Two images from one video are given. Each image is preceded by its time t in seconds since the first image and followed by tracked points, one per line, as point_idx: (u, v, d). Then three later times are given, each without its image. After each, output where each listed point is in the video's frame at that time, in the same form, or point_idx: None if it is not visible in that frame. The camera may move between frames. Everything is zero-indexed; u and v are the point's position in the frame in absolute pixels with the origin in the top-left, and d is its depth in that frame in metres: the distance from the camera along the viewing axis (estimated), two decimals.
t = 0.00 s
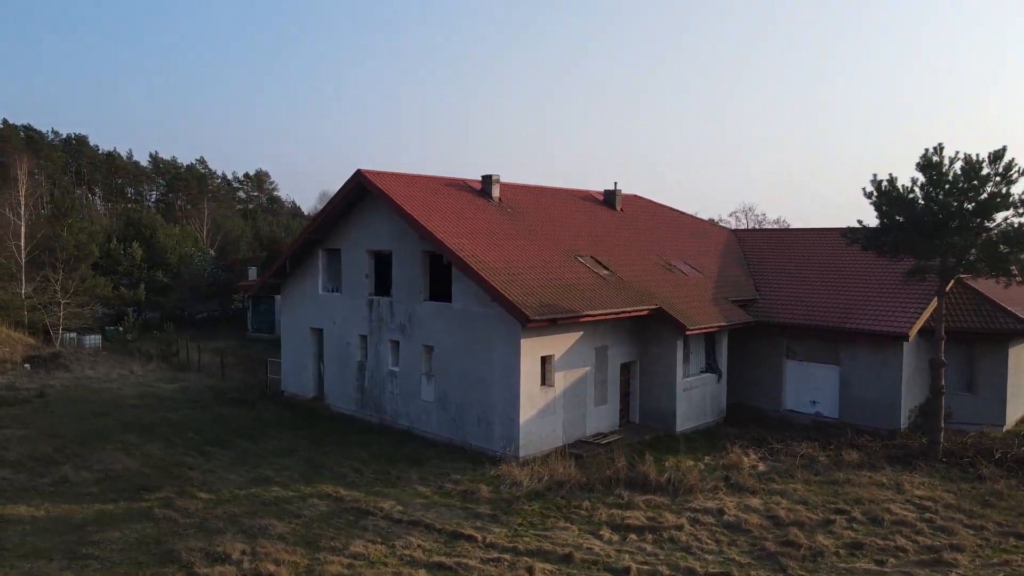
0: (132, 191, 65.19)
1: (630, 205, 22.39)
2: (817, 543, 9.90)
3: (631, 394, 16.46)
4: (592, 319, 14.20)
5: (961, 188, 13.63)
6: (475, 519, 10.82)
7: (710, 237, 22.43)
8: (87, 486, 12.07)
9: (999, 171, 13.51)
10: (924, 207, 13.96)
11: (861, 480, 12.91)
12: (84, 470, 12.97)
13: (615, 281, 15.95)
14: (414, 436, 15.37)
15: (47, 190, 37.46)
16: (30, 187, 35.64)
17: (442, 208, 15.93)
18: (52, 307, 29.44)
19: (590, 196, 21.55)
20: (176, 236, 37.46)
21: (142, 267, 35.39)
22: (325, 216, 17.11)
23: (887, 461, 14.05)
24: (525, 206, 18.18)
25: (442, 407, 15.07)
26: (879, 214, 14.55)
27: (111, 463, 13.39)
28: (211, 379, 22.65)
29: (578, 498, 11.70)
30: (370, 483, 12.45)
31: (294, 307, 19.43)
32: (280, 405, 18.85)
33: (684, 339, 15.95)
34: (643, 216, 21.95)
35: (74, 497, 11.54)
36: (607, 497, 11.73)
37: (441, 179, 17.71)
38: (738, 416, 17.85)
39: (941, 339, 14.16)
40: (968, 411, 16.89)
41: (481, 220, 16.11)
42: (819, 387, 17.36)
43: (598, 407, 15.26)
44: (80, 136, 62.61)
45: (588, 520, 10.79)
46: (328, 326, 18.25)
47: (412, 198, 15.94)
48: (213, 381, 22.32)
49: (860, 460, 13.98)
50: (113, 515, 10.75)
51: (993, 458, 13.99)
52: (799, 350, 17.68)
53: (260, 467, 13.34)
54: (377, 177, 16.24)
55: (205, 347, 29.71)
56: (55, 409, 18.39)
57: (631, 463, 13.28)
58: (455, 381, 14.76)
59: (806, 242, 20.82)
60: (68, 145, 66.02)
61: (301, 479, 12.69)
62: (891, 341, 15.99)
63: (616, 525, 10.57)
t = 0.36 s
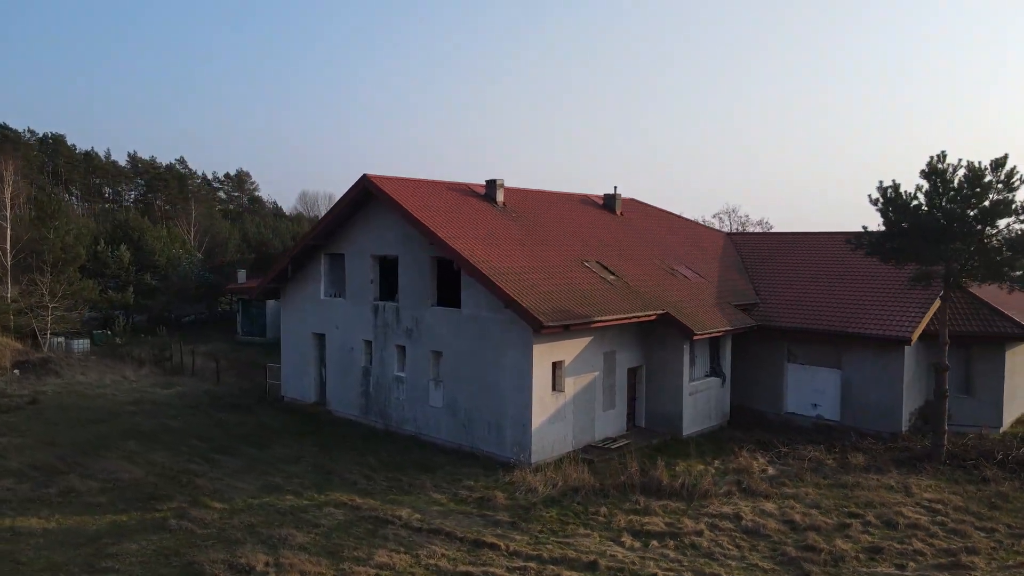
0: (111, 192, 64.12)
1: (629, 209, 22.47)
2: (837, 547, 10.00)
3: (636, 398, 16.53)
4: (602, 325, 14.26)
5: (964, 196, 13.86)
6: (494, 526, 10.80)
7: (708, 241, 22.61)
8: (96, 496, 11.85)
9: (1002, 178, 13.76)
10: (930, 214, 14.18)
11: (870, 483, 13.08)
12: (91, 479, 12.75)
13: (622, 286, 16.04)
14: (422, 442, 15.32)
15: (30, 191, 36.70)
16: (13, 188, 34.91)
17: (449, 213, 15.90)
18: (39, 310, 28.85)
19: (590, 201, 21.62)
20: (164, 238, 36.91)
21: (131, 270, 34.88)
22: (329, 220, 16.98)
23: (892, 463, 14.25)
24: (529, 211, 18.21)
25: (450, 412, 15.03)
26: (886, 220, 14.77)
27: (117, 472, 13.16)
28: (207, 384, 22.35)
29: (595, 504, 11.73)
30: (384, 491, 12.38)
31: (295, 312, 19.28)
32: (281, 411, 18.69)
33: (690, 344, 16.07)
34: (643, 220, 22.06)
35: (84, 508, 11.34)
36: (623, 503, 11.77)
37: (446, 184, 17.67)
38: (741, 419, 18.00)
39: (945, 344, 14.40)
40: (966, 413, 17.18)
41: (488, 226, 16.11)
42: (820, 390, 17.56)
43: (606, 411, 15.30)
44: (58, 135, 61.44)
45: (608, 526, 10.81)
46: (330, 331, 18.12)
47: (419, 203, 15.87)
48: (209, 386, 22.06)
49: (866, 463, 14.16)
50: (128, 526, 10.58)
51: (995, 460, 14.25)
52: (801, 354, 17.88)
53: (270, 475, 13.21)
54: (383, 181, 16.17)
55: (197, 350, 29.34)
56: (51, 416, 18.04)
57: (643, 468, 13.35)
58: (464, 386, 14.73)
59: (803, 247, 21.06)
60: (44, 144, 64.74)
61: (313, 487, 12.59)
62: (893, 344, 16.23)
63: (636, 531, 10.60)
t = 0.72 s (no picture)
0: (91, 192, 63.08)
1: (628, 213, 22.56)
2: (856, 551, 10.13)
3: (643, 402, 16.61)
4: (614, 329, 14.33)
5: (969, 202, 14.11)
6: (515, 533, 10.80)
7: (707, 245, 22.79)
8: (108, 507, 11.68)
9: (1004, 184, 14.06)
10: (935, 220, 14.45)
11: (879, 486, 13.26)
12: (100, 489, 12.55)
13: (630, 291, 16.12)
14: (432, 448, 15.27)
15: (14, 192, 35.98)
16: None
17: (457, 218, 15.87)
18: (27, 314, 28.24)
19: (591, 204, 21.68)
20: (152, 240, 36.40)
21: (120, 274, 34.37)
22: (335, 225, 16.87)
23: (898, 466, 14.46)
24: (534, 215, 18.24)
25: (460, 418, 15.01)
26: (891, 227, 15.02)
27: (126, 482, 12.98)
28: (204, 390, 22.11)
29: (613, 509, 11.77)
30: (400, 498, 12.34)
31: (296, 316, 19.12)
32: (284, 417, 18.53)
33: (697, 348, 16.19)
34: (642, 224, 22.16)
35: (98, 519, 11.16)
36: (640, 508, 11.83)
37: (451, 188, 17.64)
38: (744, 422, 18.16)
39: (949, 348, 14.63)
40: (964, 415, 17.47)
41: (496, 231, 16.11)
42: (822, 393, 17.77)
43: (614, 415, 15.36)
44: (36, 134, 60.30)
45: (629, 531, 10.86)
46: (333, 336, 18.01)
47: (427, 208, 15.82)
48: (207, 391, 21.81)
49: (873, 466, 14.37)
50: (145, 537, 10.43)
51: (997, 462, 14.52)
52: (802, 356, 18.10)
53: (283, 483, 13.10)
54: (390, 186, 16.10)
55: (189, 355, 28.98)
56: (49, 424, 17.73)
57: (656, 472, 13.42)
58: (474, 392, 14.71)
59: (802, 252, 21.31)
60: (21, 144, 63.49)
61: (328, 494, 12.51)
62: (894, 348, 16.48)
63: (657, 537, 10.67)
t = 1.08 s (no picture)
0: (69, 192, 62.08)
1: (627, 216, 22.65)
2: (874, 555, 10.26)
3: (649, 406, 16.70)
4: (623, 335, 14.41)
5: (971, 209, 14.35)
6: (536, 540, 10.80)
7: (705, 249, 22.96)
8: (120, 518, 11.49)
9: (1006, 191, 14.28)
10: (939, 227, 14.65)
11: (886, 489, 13.45)
12: (109, 499, 12.36)
13: (636, 296, 16.21)
14: (441, 454, 15.24)
15: None
16: None
17: (464, 224, 15.85)
18: (16, 319, 27.66)
19: (590, 209, 21.76)
20: (140, 242, 35.88)
21: (109, 276, 33.83)
22: (340, 229, 16.76)
23: (902, 469, 14.67)
24: (538, 220, 18.27)
25: (470, 424, 14.99)
26: (896, 234, 15.22)
27: (135, 491, 12.79)
28: (201, 395, 21.85)
29: (629, 515, 11.82)
30: (415, 506, 12.29)
31: (298, 321, 18.98)
32: (286, 423, 18.39)
33: (703, 353, 16.31)
34: (642, 228, 22.28)
35: (111, 530, 10.99)
36: (656, 513, 11.89)
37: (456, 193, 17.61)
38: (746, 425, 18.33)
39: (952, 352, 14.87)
40: (961, 417, 17.77)
41: (502, 236, 16.12)
42: (823, 396, 17.99)
43: (622, 420, 15.43)
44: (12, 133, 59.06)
45: (648, 537, 10.92)
46: (337, 341, 17.90)
47: (435, 213, 15.78)
48: (204, 397, 21.57)
49: (878, 469, 14.57)
50: (163, 549, 10.28)
51: (998, 463, 14.79)
52: (803, 360, 18.32)
53: (295, 491, 12.99)
54: (396, 191, 16.03)
55: (180, 359, 28.63)
56: (46, 432, 17.43)
57: (667, 477, 13.50)
58: (484, 398, 14.71)
59: (799, 255, 21.56)
60: None
61: (342, 502, 12.42)
62: (895, 352, 16.72)
63: (677, 542, 10.73)
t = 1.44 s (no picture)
0: (47, 193, 60.99)
1: (626, 221, 22.76)
2: (890, 558, 10.40)
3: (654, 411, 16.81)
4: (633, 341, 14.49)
5: (972, 214, 14.67)
6: (556, 547, 10.82)
7: (703, 253, 23.15)
8: (132, 529, 11.33)
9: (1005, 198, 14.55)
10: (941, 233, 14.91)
11: (893, 491, 13.64)
12: (119, 510, 12.17)
13: (642, 302, 16.30)
14: (450, 460, 15.21)
15: None
16: None
17: (472, 230, 15.85)
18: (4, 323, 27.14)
19: (591, 213, 21.84)
20: (128, 245, 35.37)
21: (97, 280, 33.31)
22: (345, 235, 16.67)
23: (906, 471, 14.89)
24: (542, 225, 18.31)
25: (479, 429, 14.98)
26: (899, 241, 15.47)
27: (144, 501, 12.62)
28: (198, 401, 21.60)
29: (645, 521, 11.87)
30: (431, 513, 12.25)
31: (300, 327, 18.84)
32: (289, 429, 18.25)
33: (708, 357, 16.45)
34: (641, 232, 22.40)
35: (125, 542, 10.82)
36: (672, 519, 11.96)
37: (460, 198, 17.60)
38: (748, 428, 18.51)
39: (954, 356, 15.07)
40: (958, 418, 18.09)
41: (509, 242, 16.14)
42: (824, 399, 18.22)
43: (630, 425, 15.51)
44: None
45: (666, 543, 10.98)
46: (340, 346, 17.81)
47: (442, 219, 15.76)
48: (202, 403, 21.34)
49: (883, 471, 14.78)
50: (181, 561, 10.15)
51: (999, 465, 15.07)
52: (804, 363, 18.55)
53: (307, 499, 12.89)
54: (403, 197, 15.99)
55: (172, 363, 28.27)
56: (45, 440, 17.14)
57: (679, 482, 13.59)
58: (494, 404, 14.71)
59: (796, 260, 21.81)
60: None
61: (356, 511, 12.35)
62: (896, 355, 16.98)
63: (696, 548, 10.79)
